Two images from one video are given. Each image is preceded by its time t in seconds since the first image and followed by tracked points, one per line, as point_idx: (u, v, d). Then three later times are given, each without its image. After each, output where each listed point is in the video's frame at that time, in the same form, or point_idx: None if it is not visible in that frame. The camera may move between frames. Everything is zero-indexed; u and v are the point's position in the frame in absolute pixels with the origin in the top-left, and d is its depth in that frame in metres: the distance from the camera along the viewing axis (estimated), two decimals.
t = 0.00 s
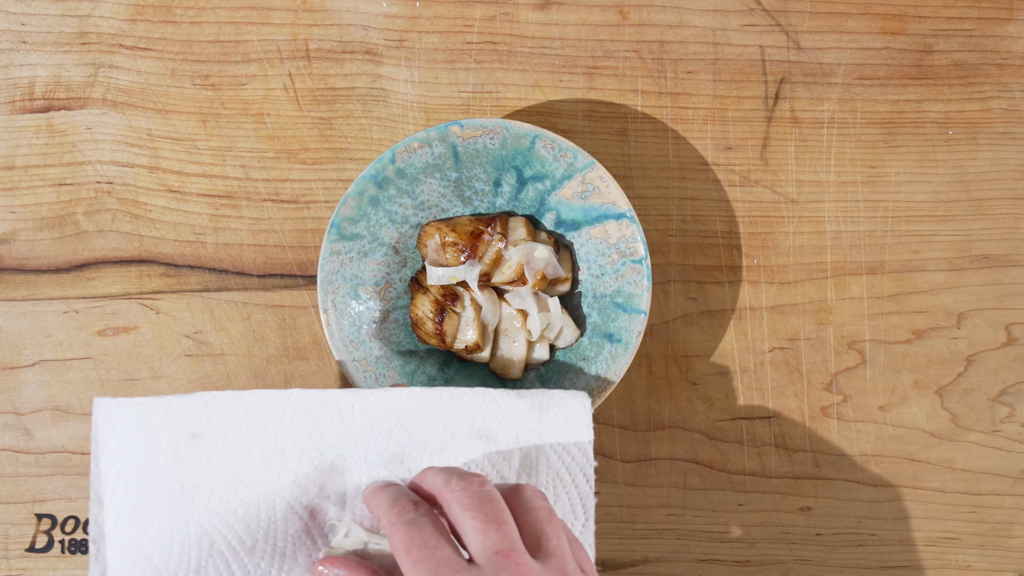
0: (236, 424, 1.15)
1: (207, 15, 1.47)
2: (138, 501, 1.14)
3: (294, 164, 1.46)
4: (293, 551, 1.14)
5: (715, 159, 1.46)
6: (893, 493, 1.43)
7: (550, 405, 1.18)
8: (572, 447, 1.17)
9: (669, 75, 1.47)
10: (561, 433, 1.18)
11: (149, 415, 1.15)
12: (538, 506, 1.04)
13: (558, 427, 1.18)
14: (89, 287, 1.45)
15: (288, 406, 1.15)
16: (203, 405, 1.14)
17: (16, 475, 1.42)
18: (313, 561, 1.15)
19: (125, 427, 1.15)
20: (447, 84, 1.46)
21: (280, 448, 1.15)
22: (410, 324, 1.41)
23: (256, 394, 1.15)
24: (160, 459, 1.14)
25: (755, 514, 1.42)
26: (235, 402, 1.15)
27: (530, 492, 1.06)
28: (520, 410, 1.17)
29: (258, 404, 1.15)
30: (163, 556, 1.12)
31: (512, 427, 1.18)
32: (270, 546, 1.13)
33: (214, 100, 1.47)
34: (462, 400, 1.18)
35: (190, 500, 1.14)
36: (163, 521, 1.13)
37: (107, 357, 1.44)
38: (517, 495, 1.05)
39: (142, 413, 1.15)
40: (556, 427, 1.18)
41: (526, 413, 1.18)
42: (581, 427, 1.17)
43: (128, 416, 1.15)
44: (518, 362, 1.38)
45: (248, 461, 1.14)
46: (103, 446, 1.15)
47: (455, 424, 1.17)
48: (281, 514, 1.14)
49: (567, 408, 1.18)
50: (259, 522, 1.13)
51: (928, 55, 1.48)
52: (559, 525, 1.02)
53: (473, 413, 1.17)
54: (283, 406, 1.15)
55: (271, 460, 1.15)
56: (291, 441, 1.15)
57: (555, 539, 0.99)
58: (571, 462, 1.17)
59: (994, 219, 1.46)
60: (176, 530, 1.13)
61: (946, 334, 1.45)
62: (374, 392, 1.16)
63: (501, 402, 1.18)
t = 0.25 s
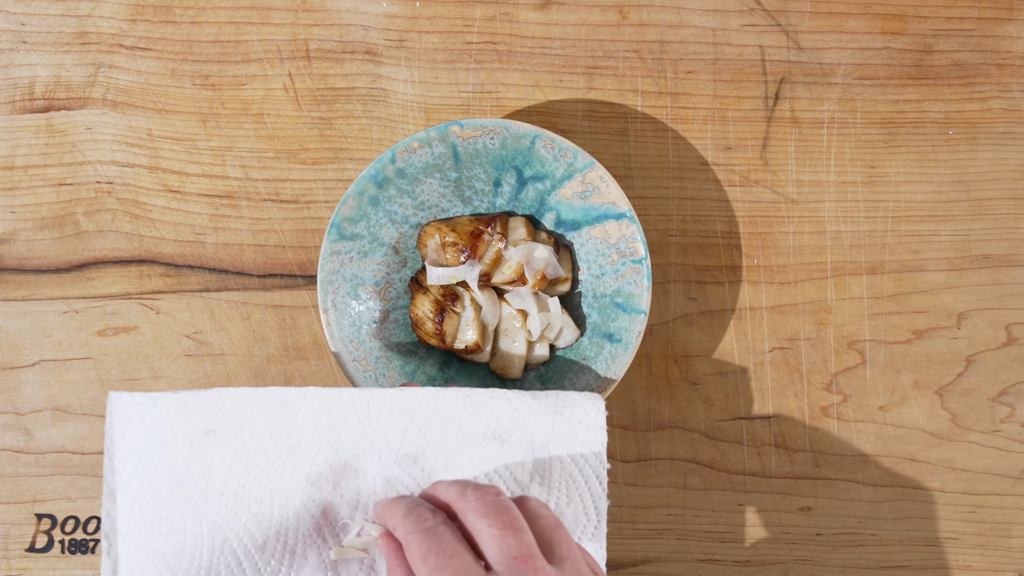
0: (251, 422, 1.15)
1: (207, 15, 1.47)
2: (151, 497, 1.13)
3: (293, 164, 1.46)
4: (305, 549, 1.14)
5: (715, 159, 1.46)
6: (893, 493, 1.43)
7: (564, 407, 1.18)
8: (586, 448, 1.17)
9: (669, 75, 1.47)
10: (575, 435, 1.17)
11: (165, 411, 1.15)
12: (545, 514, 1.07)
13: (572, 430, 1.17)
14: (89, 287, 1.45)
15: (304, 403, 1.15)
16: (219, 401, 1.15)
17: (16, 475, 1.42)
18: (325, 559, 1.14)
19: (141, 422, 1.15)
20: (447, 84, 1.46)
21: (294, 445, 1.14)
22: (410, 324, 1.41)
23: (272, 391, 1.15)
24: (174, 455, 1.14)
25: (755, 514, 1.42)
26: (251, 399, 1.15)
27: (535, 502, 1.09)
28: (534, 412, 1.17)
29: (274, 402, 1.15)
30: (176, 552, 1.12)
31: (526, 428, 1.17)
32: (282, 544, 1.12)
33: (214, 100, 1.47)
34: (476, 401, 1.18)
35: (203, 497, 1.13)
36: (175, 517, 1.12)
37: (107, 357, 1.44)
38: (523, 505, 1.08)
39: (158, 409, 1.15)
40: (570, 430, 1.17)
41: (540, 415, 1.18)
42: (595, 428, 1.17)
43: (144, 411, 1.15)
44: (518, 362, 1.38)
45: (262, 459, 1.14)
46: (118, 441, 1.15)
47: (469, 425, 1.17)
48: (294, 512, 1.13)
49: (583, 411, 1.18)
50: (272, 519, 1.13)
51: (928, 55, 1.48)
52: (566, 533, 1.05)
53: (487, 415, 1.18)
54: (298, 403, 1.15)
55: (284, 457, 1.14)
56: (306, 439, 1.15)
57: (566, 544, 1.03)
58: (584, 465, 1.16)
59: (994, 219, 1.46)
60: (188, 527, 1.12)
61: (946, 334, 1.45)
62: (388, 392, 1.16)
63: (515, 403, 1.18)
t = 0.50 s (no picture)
0: (242, 418, 1.15)
1: (207, 15, 1.47)
2: (143, 497, 1.13)
3: (294, 164, 1.46)
4: (301, 544, 1.14)
5: (715, 159, 1.46)
6: (893, 493, 1.43)
7: (552, 393, 1.18)
8: (576, 433, 1.17)
9: (669, 75, 1.47)
10: (564, 419, 1.17)
11: (155, 409, 1.14)
12: (535, 520, 1.02)
13: (561, 415, 1.18)
14: (89, 287, 1.45)
15: (294, 398, 1.16)
16: (210, 398, 1.15)
17: (16, 475, 1.42)
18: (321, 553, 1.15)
19: (130, 421, 1.14)
20: (447, 85, 1.46)
21: (285, 440, 1.15)
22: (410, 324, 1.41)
23: (262, 387, 1.16)
24: (165, 453, 1.13)
25: (755, 514, 1.42)
26: (241, 395, 1.15)
27: (525, 507, 1.04)
28: (524, 400, 1.18)
29: (264, 397, 1.15)
30: (171, 551, 1.11)
31: (516, 415, 1.18)
32: (277, 539, 1.13)
33: (214, 100, 1.47)
34: (465, 389, 1.18)
35: (196, 495, 1.12)
36: (169, 516, 1.12)
37: (106, 357, 1.44)
38: (513, 510, 1.04)
39: (148, 408, 1.15)
40: (559, 415, 1.17)
41: (529, 403, 1.18)
42: (584, 412, 1.17)
43: (133, 410, 1.14)
44: (518, 362, 1.38)
45: (254, 454, 1.14)
46: (108, 441, 1.14)
47: (460, 414, 1.18)
48: (288, 506, 1.14)
49: (572, 397, 1.18)
50: (267, 514, 1.13)
51: (928, 55, 1.48)
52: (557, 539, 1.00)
53: (477, 403, 1.18)
54: (289, 398, 1.16)
55: (277, 452, 1.14)
56: (297, 434, 1.15)
57: (556, 553, 0.98)
58: (575, 448, 1.17)
59: (994, 219, 1.46)
60: (182, 524, 1.12)
61: (946, 334, 1.45)
62: (378, 383, 1.17)
63: (505, 391, 1.19)
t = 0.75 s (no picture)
0: (238, 416, 1.15)
1: (207, 14, 1.47)
2: (138, 491, 1.14)
3: (294, 164, 1.46)
4: (293, 544, 1.13)
5: (715, 159, 1.46)
6: (894, 493, 1.43)
7: (549, 402, 1.18)
8: (573, 442, 1.17)
9: (669, 75, 1.47)
10: (561, 428, 1.18)
11: (151, 405, 1.15)
12: (498, 516, 1.02)
13: (558, 424, 1.18)
14: (89, 287, 1.45)
15: (291, 396, 1.16)
16: (206, 395, 1.15)
17: (16, 475, 1.42)
18: (313, 554, 1.13)
19: (128, 416, 1.15)
20: (447, 85, 1.46)
21: (281, 439, 1.15)
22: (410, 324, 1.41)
23: (259, 385, 1.16)
24: (161, 449, 1.14)
25: (755, 514, 1.42)
26: (238, 393, 1.15)
27: (488, 503, 1.04)
28: (520, 409, 1.17)
29: (261, 395, 1.16)
30: (165, 545, 1.12)
31: (513, 423, 1.18)
32: (270, 538, 1.12)
33: (214, 100, 1.47)
34: (462, 395, 1.18)
35: (191, 491, 1.13)
36: (163, 510, 1.13)
37: (107, 357, 1.44)
38: (476, 508, 1.03)
39: (144, 403, 1.15)
40: (556, 424, 1.18)
41: (526, 411, 1.18)
42: (581, 422, 1.17)
43: (131, 404, 1.15)
44: (518, 362, 1.38)
45: (249, 452, 1.14)
46: (105, 435, 1.15)
47: (456, 420, 1.18)
48: (282, 506, 1.14)
49: (567, 408, 1.18)
50: (260, 513, 1.13)
51: (928, 55, 1.48)
52: (522, 533, 1.00)
53: (473, 409, 1.18)
54: (286, 397, 1.16)
55: (272, 451, 1.14)
56: (293, 432, 1.15)
57: (520, 548, 0.98)
58: (571, 458, 1.17)
59: (994, 219, 1.46)
60: (177, 520, 1.12)
61: (946, 334, 1.45)
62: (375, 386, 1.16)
63: (502, 398, 1.19)
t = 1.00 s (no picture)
0: (229, 412, 1.15)
1: (207, 14, 1.47)
2: (128, 487, 1.13)
3: (294, 164, 1.46)
4: (286, 541, 1.14)
5: (715, 159, 1.46)
6: (894, 493, 1.43)
7: (543, 397, 1.18)
8: (566, 438, 1.17)
9: (669, 75, 1.47)
10: (554, 424, 1.18)
11: (141, 401, 1.14)
12: (473, 508, 1.04)
13: (551, 419, 1.18)
14: (89, 287, 1.45)
15: (282, 392, 1.16)
16: (196, 391, 1.15)
17: (16, 475, 1.42)
18: (305, 550, 1.15)
19: (117, 412, 1.14)
20: (447, 85, 1.46)
21: (272, 435, 1.15)
22: (410, 324, 1.41)
23: (250, 381, 1.16)
24: (151, 445, 1.13)
25: (755, 514, 1.42)
26: (228, 389, 1.15)
27: (462, 494, 1.06)
28: (514, 404, 1.18)
29: (251, 392, 1.15)
30: (156, 541, 1.11)
31: (506, 418, 1.18)
32: (262, 534, 1.13)
33: (214, 100, 1.47)
34: (455, 390, 1.18)
35: (181, 486, 1.12)
36: (154, 506, 1.12)
37: (106, 357, 1.44)
38: (450, 501, 1.05)
39: (134, 399, 1.14)
40: (550, 419, 1.18)
41: (519, 407, 1.18)
42: (575, 417, 1.18)
43: (120, 400, 1.14)
44: (517, 362, 1.38)
45: (239, 449, 1.14)
46: (94, 431, 1.13)
47: (449, 416, 1.18)
48: (272, 503, 1.13)
49: (560, 402, 1.18)
50: (251, 509, 1.12)
51: (928, 55, 1.48)
52: (495, 524, 1.03)
53: (466, 405, 1.18)
54: (276, 393, 1.16)
55: (263, 447, 1.14)
56: (284, 428, 1.15)
57: (494, 539, 1.00)
58: (566, 454, 1.17)
59: (994, 219, 1.46)
60: (167, 515, 1.12)
61: (946, 334, 1.45)
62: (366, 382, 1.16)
63: (494, 394, 1.19)
